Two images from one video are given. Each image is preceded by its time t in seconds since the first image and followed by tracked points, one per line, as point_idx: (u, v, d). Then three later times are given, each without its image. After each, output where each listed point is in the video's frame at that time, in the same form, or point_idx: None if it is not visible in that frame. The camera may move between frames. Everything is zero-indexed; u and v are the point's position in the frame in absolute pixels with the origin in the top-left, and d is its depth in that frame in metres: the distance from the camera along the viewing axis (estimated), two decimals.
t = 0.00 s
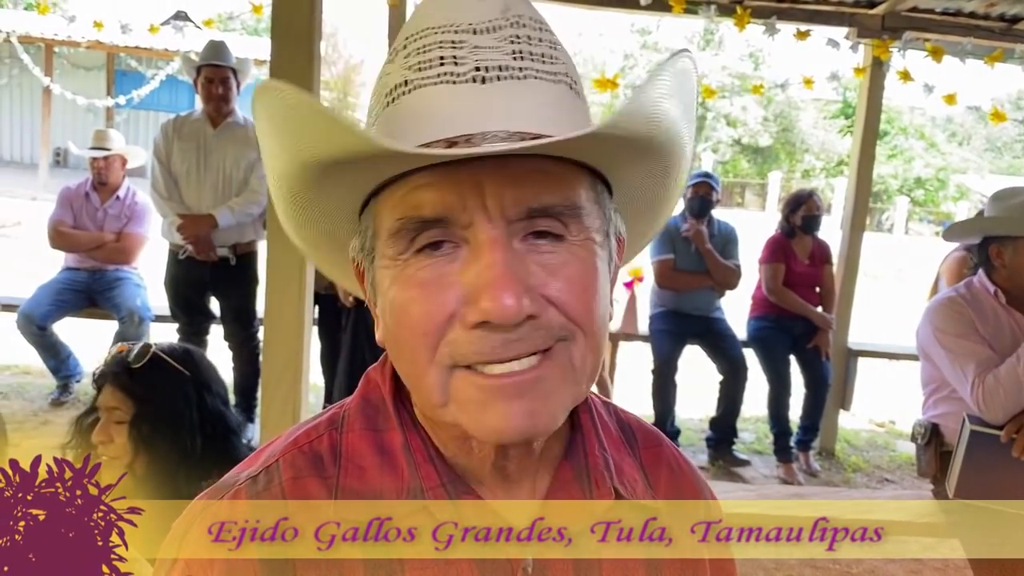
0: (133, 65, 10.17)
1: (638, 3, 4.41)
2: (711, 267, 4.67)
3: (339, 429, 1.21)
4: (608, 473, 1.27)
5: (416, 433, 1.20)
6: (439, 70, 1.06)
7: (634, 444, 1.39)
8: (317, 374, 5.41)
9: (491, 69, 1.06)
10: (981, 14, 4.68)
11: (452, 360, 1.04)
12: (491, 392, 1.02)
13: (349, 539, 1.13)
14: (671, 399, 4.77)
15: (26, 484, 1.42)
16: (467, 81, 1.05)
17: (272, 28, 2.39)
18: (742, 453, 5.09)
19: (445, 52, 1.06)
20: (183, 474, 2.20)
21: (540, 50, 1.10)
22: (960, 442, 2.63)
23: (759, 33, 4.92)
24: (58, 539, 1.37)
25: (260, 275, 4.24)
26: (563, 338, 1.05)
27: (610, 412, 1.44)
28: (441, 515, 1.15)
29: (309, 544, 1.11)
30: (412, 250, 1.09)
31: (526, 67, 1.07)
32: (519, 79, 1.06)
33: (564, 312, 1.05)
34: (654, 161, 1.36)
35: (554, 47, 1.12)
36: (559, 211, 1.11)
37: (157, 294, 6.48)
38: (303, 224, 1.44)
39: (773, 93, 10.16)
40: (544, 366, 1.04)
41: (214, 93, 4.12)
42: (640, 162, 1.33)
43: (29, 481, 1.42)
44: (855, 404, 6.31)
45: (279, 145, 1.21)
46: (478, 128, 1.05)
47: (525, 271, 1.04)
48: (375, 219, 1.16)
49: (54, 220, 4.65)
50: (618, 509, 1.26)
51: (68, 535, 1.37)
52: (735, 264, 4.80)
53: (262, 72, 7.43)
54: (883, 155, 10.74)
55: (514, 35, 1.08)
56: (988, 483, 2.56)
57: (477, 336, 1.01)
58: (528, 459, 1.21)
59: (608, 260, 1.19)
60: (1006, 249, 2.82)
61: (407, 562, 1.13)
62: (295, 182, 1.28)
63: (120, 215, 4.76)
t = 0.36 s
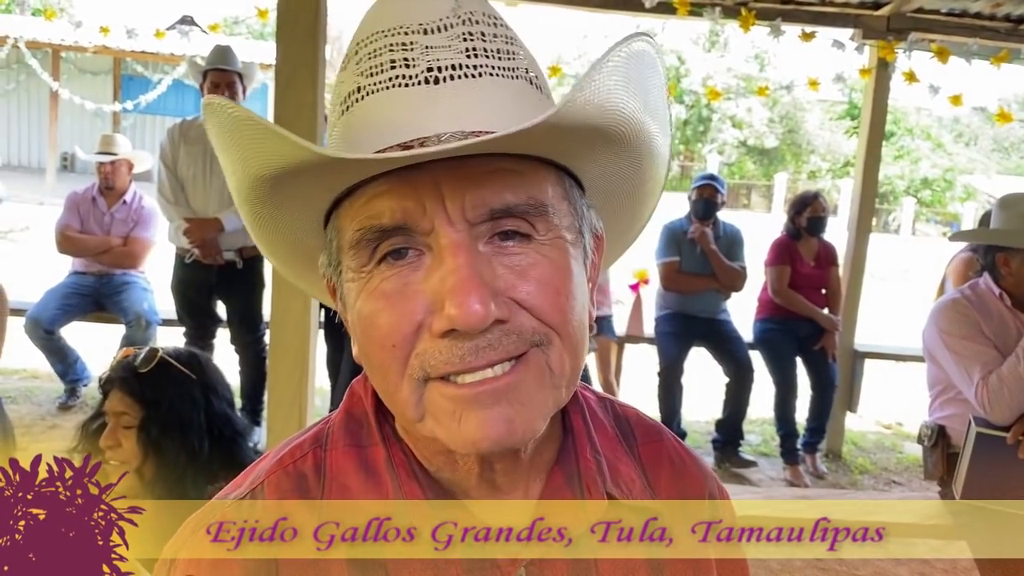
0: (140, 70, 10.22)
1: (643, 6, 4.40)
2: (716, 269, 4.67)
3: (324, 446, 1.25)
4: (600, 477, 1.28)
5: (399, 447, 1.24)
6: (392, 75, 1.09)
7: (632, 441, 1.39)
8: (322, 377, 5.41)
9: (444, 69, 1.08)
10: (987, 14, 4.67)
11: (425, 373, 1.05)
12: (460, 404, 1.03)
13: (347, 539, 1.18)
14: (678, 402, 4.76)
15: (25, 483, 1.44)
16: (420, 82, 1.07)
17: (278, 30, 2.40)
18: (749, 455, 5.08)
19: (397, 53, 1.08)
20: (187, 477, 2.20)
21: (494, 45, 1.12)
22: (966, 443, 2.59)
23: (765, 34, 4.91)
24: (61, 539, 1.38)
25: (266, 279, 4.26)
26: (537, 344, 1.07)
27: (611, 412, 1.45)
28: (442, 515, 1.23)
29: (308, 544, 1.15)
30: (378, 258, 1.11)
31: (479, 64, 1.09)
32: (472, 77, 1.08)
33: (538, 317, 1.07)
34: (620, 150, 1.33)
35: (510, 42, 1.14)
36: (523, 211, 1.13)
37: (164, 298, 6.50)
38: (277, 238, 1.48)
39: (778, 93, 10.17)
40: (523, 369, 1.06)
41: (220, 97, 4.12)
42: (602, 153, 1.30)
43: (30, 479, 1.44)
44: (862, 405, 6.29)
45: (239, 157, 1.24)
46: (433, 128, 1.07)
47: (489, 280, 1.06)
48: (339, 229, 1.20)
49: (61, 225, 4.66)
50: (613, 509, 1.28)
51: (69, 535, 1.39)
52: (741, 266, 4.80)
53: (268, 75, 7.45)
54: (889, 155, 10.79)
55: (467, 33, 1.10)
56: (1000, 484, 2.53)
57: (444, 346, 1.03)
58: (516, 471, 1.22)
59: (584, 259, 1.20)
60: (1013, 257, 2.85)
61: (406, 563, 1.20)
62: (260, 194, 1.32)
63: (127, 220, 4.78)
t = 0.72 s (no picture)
0: (145, 76, 10.26)
1: (646, 9, 4.40)
2: (721, 272, 4.67)
3: (329, 463, 1.25)
4: (611, 482, 1.29)
5: (405, 462, 1.24)
6: (375, 81, 1.09)
7: (640, 441, 1.40)
8: (327, 381, 5.41)
9: (426, 73, 1.08)
10: (991, 15, 4.66)
11: (414, 384, 1.05)
12: (451, 413, 1.03)
13: (347, 539, 1.17)
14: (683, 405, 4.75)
15: (26, 482, 1.45)
16: (401, 87, 1.08)
17: (283, 37, 2.41)
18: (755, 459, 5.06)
19: (379, 60, 1.09)
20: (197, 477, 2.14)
21: (478, 48, 1.12)
22: (975, 447, 2.60)
23: (768, 37, 4.90)
24: (60, 538, 1.42)
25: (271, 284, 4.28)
26: (528, 354, 1.07)
27: (621, 412, 1.46)
28: (441, 516, 1.22)
29: (306, 544, 1.15)
30: (364, 267, 1.12)
31: (462, 66, 1.09)
32: (455, 79, 1.08)
33: (528, 325, 1.07)
34: (613, 147, 1.31)
35: (496, 45, 1.14)
36: (509, 213, 1.13)
37: (170, 304, 6.52)
38: (274, 249, 1.48)
39: (782, 96, 10.18)
40: (513, 379, 1.06)
41: (224, 103, 4.12)
42: (591, 151, 1.29)
43: (28, 479, 1.45)
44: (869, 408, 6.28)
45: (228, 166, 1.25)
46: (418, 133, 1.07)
47: (477, 289, 1.06)
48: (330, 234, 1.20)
49: (67, 231, 4.67)
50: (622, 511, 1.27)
51: (69, 535, 1.43)
52: (745, 269, 4.80)
53: (272, 80, 7.47)
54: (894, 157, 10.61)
55: (449, 37, 1.10)
56: (1004, 485, 2.53)
57: (432, 354, 1.03)
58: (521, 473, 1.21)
59: (580, 266, 1.20)
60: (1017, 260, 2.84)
61: (408, 563, 1.18)
62: (251, 203, 1.33)
63: (132, 226, 4.79)
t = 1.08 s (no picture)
0: (147, 82, 10.30)
1: (647, 13, 4.41)
2: (723, 276, 4.67)
3: (337, 461, 1.26)
4: (611, 483, 1.30)
5: (413, 461, 1.25)
6: (397, 92, 1.12)
7: (639, 445, 1.41)
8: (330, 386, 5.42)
9: (447, 86, 1.11)
10: (991, 18, 4.67)
11: (424, 388, 1.05)
12: (456, 414, 1.03)
13: (347, 540, 1.18)
14: (685, 409, 4.74)
15: (27, 480, 1.51)
16: (424, 100, 1.10)
17: (285, 41, 2.41)
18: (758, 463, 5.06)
19: (404, 72, 1.12)
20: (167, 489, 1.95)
21: (499, 64, 1.14)
22: (976, 449, 2.61)
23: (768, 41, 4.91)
24: (62, 536, 1.48)
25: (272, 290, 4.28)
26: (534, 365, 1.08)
27: (623, 418, 1.47)
28: (441, 517, 1.22)
29: (306, 544, 1.15)
30: (379, 271, 1.13)
31: (482, 81, 1.12)
32: (474, 94, 1.11)
33: (535, 336, 1.08)
34: (624, 165, 1.34)
35: (516, 62, 1.17)
36: (523, 224, 1.14)
37: (172, 310, 6.53)
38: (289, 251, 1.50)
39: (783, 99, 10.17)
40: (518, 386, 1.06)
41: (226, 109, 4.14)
42: (603, 168, 1.31)
43: (28, 479, 1.51)
44: (871, 411, 6.28)
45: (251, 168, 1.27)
46: (435, 142, 1.09)
47: (489, 296, 1.07)
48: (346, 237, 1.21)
49: (70, 237, 4.69)
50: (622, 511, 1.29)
51: (70, 533, 1.48)
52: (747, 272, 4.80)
53: (273, 87, 7.49)
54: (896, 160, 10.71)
55: (472, 53, 1.12)
56: (1007, 487, 2.53)
57: (444, 358, 1.03)
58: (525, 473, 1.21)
59: (588, 279, 1.21)
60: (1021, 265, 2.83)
61: (410, 562, 1.19)
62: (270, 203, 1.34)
63: (135, 232, 4.80)
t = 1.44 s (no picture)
0: (145, 88, 10.31)
1: (645, 18, 4.42)
2: (721, 280, 4.66)
3: (331, 460, 1.24)
4: (600, 486, 1.30)
5: (405, 459, 1.24)
6: (407, 100, 1.11)
7: (628, 453, 1.41)
8: (329, 391, 5.41)
9: (457, 96, 1.10)
10: (988, 21, 4.67)
11: (426, 391, 1.05)
12: (459, 415, 1.03)
13: (346, 539, 1.17)
14: (684, 413, 4.72)
15: (26, 480, 1.41)
16: (433, 108, 1.09)
17: (280, 47, 2.41)
18: (757, 468, 5.05)
19: (414, 80, 1.11)
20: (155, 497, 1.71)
21: (508, 77, 1.15)
22: (975, 452, 2.60)
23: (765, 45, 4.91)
24: (62, 537, 1.36)
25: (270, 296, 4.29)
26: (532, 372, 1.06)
27: (611, 425, 1.47)
28: (442, 515, 1.21)
29: (305, 543, 1.16)
30: (384, 275, 1.12)
31: (492, 93, 1.12)
32: (482, 105, 1.11)
33: (535, 343, 1.07)
34: (624, 181, 1.34)
35: (523, 75, 1.17)
36: (529, 233, 1.13)
37: (169, 316, 6.52)
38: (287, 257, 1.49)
39: (782, 103, 10.19)
40: (519, 393, 1.05)
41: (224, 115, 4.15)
42: (604, 181, 1.31)
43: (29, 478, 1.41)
44: (871, 415, 6.27)
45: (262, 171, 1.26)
46: (444, 150, 1.09)
47: (496, 303, 1.06)
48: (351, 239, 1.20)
49: (67, 243, 4.68)
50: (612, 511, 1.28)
51: (70, 534, 1.37)
52: (745, 276, 4.80)
53: (271, 92, 7.48)
54: (894, 163, 10.69)
55: (480, 63, 1.12)
56: (1007, 491, 2.52)
57: (449, 360, 1.03)
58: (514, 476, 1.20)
59: (586, 287, 1.20)
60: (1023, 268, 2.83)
61: (409, 561, 1.18)
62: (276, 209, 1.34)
63: (133, 238, 4.80)
